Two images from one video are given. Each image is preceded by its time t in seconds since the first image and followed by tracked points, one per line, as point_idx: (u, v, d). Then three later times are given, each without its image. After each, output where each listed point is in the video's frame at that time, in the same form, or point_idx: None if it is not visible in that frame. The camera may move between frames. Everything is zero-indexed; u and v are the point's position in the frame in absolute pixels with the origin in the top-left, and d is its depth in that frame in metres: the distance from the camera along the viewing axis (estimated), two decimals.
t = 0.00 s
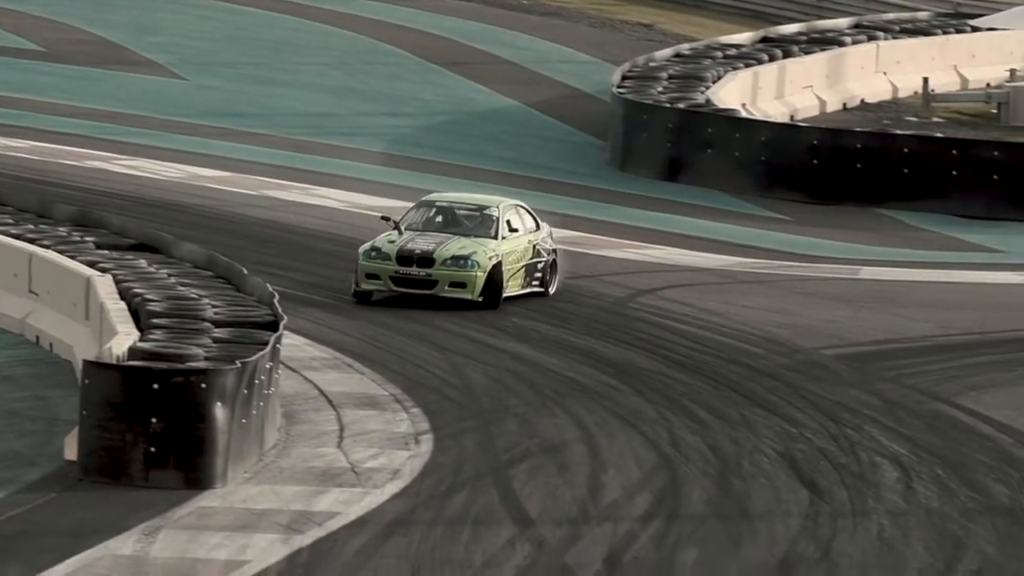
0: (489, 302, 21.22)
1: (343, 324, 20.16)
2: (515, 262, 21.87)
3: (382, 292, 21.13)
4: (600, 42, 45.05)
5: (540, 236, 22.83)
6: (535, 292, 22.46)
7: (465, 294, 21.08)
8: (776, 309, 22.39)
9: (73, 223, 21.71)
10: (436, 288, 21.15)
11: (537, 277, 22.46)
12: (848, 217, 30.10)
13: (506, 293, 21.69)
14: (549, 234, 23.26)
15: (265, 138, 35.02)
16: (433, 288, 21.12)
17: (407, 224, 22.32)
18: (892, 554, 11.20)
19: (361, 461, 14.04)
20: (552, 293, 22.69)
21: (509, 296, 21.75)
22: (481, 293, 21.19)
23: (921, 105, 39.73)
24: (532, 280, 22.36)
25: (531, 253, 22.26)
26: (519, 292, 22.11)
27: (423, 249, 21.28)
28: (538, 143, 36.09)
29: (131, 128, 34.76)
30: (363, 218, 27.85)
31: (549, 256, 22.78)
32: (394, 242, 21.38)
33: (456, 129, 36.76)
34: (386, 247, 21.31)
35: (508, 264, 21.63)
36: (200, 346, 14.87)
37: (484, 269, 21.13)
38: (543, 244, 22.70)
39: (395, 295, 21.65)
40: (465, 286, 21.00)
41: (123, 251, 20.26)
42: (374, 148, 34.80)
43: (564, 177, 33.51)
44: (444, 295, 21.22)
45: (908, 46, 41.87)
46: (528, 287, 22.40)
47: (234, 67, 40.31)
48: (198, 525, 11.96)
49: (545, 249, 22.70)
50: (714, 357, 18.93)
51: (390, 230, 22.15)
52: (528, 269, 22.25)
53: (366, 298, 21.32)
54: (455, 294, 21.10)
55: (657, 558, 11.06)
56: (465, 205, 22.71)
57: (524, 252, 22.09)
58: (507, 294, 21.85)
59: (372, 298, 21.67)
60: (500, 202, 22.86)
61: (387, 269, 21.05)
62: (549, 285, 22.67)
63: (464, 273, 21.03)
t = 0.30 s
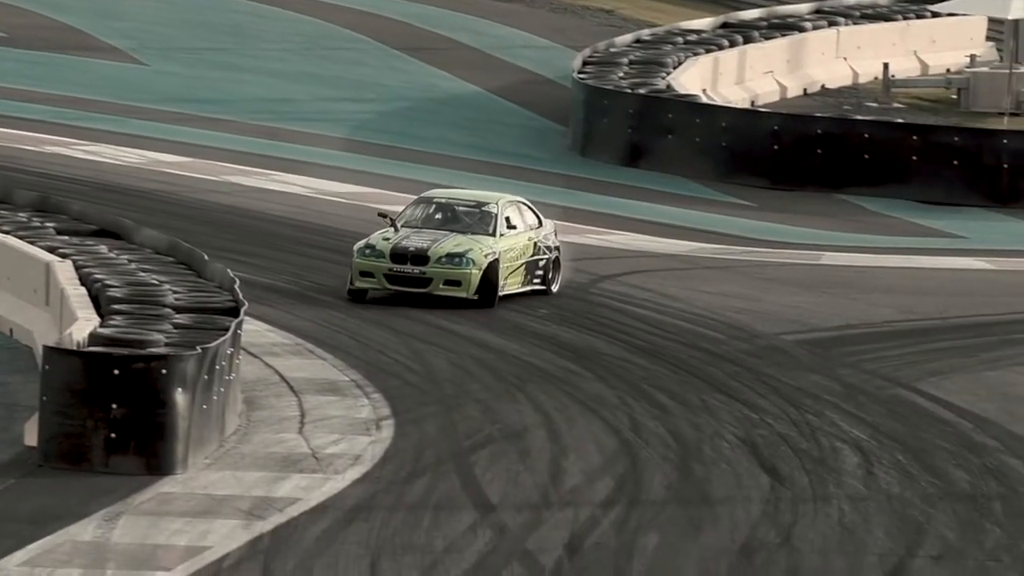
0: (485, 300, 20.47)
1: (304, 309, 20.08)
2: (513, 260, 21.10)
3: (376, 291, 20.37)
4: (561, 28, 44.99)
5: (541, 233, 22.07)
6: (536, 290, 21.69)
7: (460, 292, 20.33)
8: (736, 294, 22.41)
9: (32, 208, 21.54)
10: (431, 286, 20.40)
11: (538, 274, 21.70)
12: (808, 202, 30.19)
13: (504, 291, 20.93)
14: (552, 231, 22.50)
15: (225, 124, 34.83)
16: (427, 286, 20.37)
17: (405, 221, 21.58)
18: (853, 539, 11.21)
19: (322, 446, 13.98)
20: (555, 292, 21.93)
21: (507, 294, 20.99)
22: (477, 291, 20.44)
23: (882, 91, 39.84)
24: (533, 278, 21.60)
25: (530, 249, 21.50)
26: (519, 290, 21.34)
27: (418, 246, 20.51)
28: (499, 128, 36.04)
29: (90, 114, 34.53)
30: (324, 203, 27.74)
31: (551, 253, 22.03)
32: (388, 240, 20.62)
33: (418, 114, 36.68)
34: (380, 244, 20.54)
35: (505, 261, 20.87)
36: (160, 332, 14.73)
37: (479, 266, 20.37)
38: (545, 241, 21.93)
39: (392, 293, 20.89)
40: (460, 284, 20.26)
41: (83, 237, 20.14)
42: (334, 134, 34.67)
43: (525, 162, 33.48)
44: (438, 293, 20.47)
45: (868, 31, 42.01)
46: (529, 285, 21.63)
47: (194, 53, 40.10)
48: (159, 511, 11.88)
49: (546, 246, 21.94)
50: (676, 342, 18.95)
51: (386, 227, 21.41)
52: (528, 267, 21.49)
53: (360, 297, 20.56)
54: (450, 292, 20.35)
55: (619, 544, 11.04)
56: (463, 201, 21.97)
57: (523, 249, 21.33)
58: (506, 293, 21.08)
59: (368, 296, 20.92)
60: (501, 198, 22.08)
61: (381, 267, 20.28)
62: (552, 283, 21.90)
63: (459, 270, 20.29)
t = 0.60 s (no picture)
0: (478, 301, 19.82)
1: (266, 297, 19.99)
2: (509, 260, 20.45)
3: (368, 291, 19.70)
4: (522, 15, 44.94)
5: (541, 232, 21.41)
6: (536, 291, 20.97)
7: (452, 292, 19.68)
8: (698, 282, 22.43)
9: None
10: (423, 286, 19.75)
11: (538, 275, 21.05)
12: (769, 189, 30.26)
13: (499, 292, 20.28)
14: (554, 230, 21.84)
15: (186, 111, 34.65)
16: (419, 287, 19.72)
17: (400, 219, 20.93)
18: (815, 527, 11.23)
19: (284, 434, 13.93)
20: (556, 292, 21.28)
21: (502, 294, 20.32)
22: (469, 291, 19.79)
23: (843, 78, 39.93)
24: (531, 278, 20.92)
25: (527, 249, 20.82)
26: (516, 290, 20.69)
27: (410, 246, 19.86)
28: (460, 115, 35.98)
29: (50, 101, 34.29)
30: (285, 191, 27.63)
31: (551, 253, 21.37)
32: (380, 239, 19.98)
33: (379, 101, 36.58)
34: (372, 243, 19.90)
35: (500, 261, 20.21)
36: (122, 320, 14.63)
37: (472, 266, 19.73)
38: (545, 241, 21.27)
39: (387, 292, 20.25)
40: (451, 284, 19.61)
41: (43, 224, 20.02)
42: (295, 121, 34.53)
43: (487, 149, 33.45)
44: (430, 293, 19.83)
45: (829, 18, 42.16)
46: (528, 286, 20.94)
47: (155, 40, 39.85)
48: (120, 499, 11.81)
49: (546, 246, 21.28)
50: (637, 330, 18.96)
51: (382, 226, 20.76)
52: (525, 267, 20.84)
53: (354, 296, 19.93)
54: (442, 292, 19.71)
55: (581, 531, 11.04)
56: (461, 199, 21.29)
57: (520, 249, 20.66)
58: (502, 293, 20.43)
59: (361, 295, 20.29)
60: (499, 197, 21.40)
61: (373, 266, 19.64)
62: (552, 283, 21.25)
63: (451, 270, 19.64)
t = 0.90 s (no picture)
0: (473, 301, 19.07)
1: (235, 285, 19.90)
2: (506, 260, 19.71)
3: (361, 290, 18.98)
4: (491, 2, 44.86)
5: (542, 232, 20.65)
6: (539, 291, 20.30)
7: (446, 292, 18.94)
8: (665, 269, 22.41)
9: None
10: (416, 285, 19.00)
11: (539, 275, 20.30)
12: (736, 176, 30.32)
13: (496, 292, 19.53)
14: (557, 231, 21.09)
15: (153, 98, 34.46)
16: (412, 286, 18.97)
17: (398, 218, 20.19)
18: (783, 514, 11.25)
19: (252, 421, 13.89)
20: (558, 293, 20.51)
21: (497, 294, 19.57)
22: (464, 291, 19.04)
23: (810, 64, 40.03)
24: (530, 279, 20.18)
25: (526, 249, 20.09)
26: (515, 291, 19.94)
27: (404, 244, 19.12)
28: (428, 102, 35.92)
29: (15, 88, 34.06)
30: (252, 178, 27.53)
31: (553, 253, 20.60)
32: (374, 238, 19.23)
33: (346, 88, 36.49)
34: (366, 241, 19.16)
35: (497, 260, 19.46)
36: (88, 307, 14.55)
37: (467, 265, 18.99)
38: (545, 241, 20.51)
39: (382, 292, 19.49)
40: (445, 284, 18.88)
41: (8, 212, 19.90)
42: (262, 108, 34.39)
43: (454, 136, 33.39)
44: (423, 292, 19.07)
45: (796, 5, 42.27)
46: (529, 286, 20.26)
47: (121, 27, 39.62)
48: (88, 487, 11.73)
49: (547, 246, 20.52)
50: (606, 317, 18.95)
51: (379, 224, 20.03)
52: (525, 267, 20.09)
53: (348, 296, 19.18)
54: (435, 291, 18.96)
55: (549, 518, 11.03)
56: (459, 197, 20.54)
57: (519, 248, 19.91)
58: (500, 293, 19.68)
59: (356, 296, 19.54)
60: (499, 196, 20.65)
61: (366, 265, 18.90)
62: (554, 283, 20.49)
63: (445, 269, 18.89)
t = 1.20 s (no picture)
0: (468, 300, 18.45)
1: (208, 272, 19.83)
2: (505, 259, 19.07)
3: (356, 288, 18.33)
4: None
5: (544, 231, 20.00)
6: (542, 290, 19.69)
7: (440, 292, 18.31)
8: (638, 256, 22.43)
9: None
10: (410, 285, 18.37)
11: (540, 274, 19.65)
12: (709, 163, 30.37)
13: (494, 291, 18.90)
14: (561, 229, 20.43)
15: (124, 85, 34.32)
16: (406, 285, 18.33)
17: (397, 217, 19.54)
18: (755, 501, 11.26)
19: (225, 407, 13.87)
20: (563, 292, 19.85)
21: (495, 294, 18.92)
22: (458, 291, 18.42)
23: (782, 51, 40.09)
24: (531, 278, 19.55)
25: (526, 248, 19.44)
26: (515, 290, 19.31)
27: (398, 243, 18.47)
28: (401, 89, 35.86)
29: None
30: (224, 165, 27.45)
31: (556, 252, 19.94)
32: (369, 236, 18.59)
33: (319, 75, 36.40)
34: (361, 239, 18.51)
35: (494, 259, 18.82)
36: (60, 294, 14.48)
37: (462, 264, 18.35)
38: (547, 239, 19.85)
39: (379, 292, 18.85)
40: (439, 283, 18.24)
41: None
42: (234, 95, 34.28)
43: (427, 123, 33.35)
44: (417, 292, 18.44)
45: None
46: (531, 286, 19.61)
47: (93, 14, 39.43)
48: (60, 474, 11.70)
49: (548, 244, 19.87)
50: (579, 305, 18.95)
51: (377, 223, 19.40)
52: (526, 266, 19.45)
53: (343, 296, 18.54)
54: (429, 291, 18.32)
55: (522, 505, 11.03)
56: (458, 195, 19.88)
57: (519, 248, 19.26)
58: (499, 293, 19.06)
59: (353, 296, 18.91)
60: (500, 194, 19.98)
61: (359, 263, 18.25)
62: (558, 283, 19.83)
63: (440, 268, 18.25)
